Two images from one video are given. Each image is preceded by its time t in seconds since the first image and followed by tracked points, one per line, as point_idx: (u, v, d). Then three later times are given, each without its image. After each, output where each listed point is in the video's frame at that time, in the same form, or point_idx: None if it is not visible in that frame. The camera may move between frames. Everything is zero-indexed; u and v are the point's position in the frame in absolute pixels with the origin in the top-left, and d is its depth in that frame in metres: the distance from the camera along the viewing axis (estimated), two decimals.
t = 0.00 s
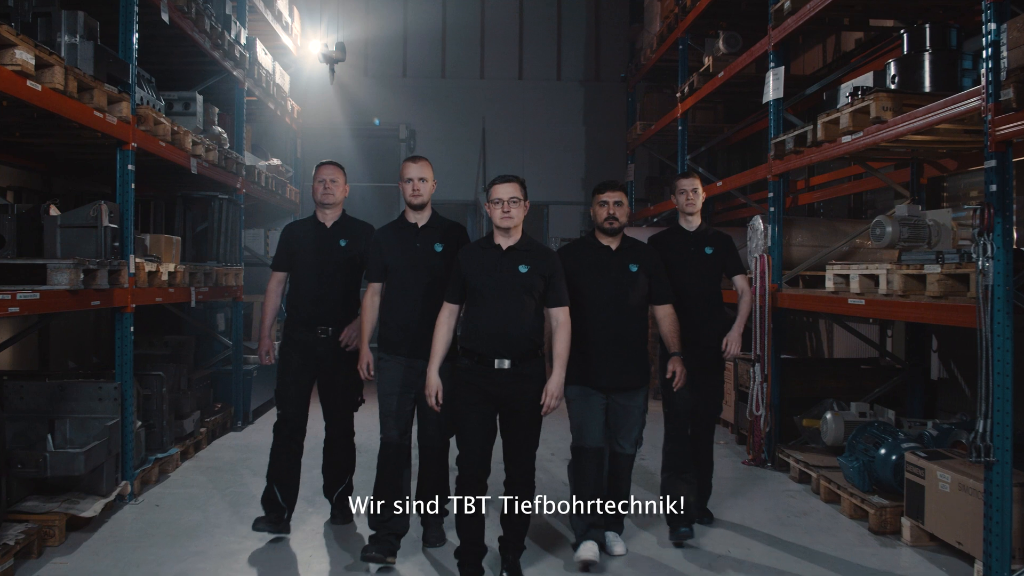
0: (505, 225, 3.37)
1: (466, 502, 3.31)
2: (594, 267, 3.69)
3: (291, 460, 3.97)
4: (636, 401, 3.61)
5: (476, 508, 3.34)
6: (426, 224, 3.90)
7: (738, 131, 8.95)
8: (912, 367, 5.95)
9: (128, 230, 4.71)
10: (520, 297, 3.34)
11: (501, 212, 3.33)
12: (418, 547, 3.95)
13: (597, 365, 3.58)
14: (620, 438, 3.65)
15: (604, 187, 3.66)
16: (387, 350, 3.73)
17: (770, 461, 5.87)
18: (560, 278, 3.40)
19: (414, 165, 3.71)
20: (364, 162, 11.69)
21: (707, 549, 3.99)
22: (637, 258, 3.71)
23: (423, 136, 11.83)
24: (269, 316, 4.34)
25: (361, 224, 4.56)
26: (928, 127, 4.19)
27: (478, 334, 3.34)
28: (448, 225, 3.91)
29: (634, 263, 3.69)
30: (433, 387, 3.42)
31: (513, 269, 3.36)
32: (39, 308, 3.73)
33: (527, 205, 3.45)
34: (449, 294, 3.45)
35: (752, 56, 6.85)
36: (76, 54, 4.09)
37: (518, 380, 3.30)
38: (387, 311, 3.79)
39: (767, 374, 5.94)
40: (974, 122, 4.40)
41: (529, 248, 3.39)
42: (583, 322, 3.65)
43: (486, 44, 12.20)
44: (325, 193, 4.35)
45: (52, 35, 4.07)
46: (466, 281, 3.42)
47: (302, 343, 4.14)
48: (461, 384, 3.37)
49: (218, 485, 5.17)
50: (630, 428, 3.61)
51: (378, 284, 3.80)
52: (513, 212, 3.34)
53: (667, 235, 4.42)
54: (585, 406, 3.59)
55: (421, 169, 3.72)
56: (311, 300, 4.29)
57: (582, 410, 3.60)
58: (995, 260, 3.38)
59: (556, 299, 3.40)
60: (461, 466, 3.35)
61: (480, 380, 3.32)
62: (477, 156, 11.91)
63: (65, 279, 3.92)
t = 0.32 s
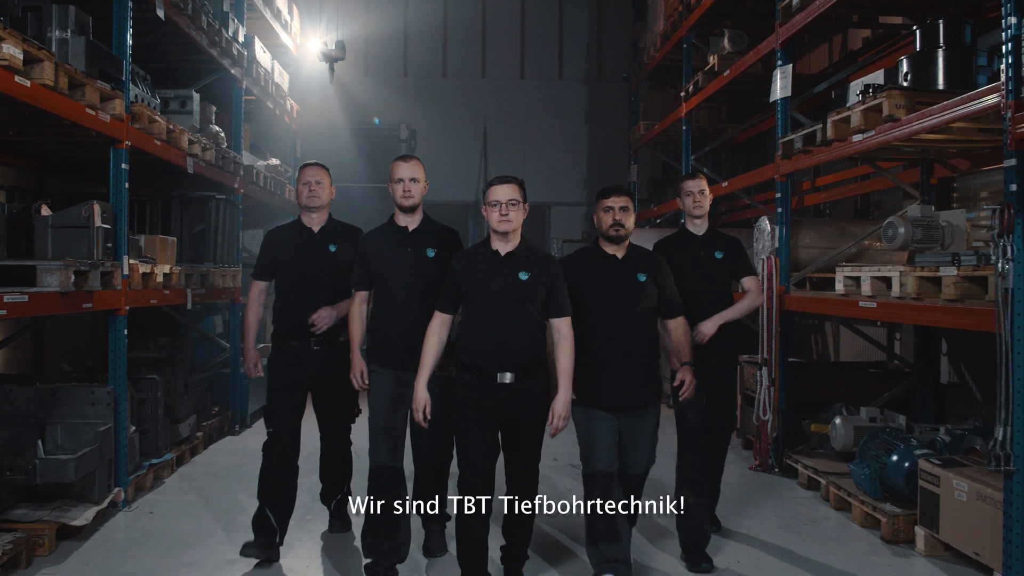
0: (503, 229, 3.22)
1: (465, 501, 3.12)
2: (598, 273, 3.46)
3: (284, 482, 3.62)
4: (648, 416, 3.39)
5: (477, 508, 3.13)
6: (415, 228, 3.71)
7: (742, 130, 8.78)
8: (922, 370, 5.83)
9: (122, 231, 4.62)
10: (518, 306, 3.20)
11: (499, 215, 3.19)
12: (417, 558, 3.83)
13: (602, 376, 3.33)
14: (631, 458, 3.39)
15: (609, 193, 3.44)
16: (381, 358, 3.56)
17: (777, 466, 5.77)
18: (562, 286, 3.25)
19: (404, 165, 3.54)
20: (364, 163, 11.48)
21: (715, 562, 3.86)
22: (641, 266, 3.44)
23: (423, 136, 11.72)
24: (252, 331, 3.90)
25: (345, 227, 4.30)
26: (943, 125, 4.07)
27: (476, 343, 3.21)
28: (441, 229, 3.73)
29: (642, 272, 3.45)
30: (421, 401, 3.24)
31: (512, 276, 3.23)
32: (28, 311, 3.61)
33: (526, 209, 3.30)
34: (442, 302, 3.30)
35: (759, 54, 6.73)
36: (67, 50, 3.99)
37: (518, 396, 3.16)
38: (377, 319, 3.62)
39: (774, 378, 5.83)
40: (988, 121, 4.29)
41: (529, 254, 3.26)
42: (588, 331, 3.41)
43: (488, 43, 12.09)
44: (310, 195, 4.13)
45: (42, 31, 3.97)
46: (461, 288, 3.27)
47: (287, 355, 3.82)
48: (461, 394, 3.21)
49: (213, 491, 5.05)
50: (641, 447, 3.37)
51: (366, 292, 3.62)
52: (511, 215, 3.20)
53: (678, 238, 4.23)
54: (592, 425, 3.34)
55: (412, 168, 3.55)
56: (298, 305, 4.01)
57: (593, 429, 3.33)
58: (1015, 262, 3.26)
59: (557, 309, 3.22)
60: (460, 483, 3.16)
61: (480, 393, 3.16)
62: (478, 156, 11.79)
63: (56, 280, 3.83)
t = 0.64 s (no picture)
0: (497, 225, 3.02)
1: (465, 501, 2.95)
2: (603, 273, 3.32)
3: (273, 497, 3.42)
4: (658, 422, 3.23)
5: (478, 508, 2.97)
6: (406, 220, 3.55)
7: (747, 129, 8.64)
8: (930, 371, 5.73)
9: (115, 230, 4.52)
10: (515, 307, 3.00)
11: (493, 210, 3.00)
12: (416, 567, 3.73)
13: (608, 380, 3.23)
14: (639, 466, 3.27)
15: (611, 188, 3.33)
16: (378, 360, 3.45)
17: (783, 470, 5.65)
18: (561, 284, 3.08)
19: (395, 153, 3.38)
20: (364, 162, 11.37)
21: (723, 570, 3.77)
22: (644, 267, 3.34)
23: (424, 135, 11.63)
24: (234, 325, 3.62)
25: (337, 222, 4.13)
26: (955, 121, 3.97)
27: (472, 345, 3.01)
28: (431, 221, 3.59)
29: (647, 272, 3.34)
30: (404, 406, 3.02)
31: (507, 274, 3.03)
32: (18, 313, 3.51)
33: (522, 202, 3.10)
34: (430, 301, 3.09)
35: (764, 51, 6.63)
36: (57, 44, 3.89)
37: (516, 403, 2.98)
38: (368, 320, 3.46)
39: (781, 380, 5.72)
40: (1002, 117, 4.19)
41: (525, 251, 3.09)
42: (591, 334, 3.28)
43: (489, 42, 12.00)
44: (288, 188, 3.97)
45: (32, 24, 3.85)
46: (451, 288, 3.07)
47: (277, 359, 3.67)
48: (456, 402, 3.03)
49: (208, 496, 4.94)
50: (651, 458, 3.21)
51: (348, 286, 3.41)
52: (506, 209, 3.00)
53: (684, 230, 4.04)
54: (596, 431, 3.22)
55: (402, 156, 3.40)
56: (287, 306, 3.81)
57: (596, 435, 3.22)
58: None
59: (557, 311, 3.07)
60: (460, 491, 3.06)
61: (475, 401, 2.98)
62: (479, 155, 11.68)
63: (45, 281, 3.73)
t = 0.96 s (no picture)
0: (495, 217, 2.89)
1: (464, 501, 2.83)
2: (609, 270, 3.18)
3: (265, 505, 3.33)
4: (666, 427, 3.01)
5: (478, 508, 2.85)
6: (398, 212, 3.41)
7: (750, 127, 8.55)
8: (937, 374, 5.63)
9: (107, 230, 4.42)
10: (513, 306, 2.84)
11: (490, 200, 2.86)
12: None
13: (614, 386, 3.05)
14: (641, 475, 3.09)
15: (617, 178, 3.13)
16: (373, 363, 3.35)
17: (788, 474, 5.57)
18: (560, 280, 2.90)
19: (388, 143, 3.24)
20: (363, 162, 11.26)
21: None
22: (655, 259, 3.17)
23: (423, 134, 11.53)
24: (232, 302, 3.47)
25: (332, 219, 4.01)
26: (967, 118, 3.87)
27: (462, 347, 2.83)
28: (424, 214, 3.43)
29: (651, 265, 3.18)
30: (387, 383, 2.83)
31: (504, 270, 2.89)
32: (5, 316, 3.41)
33: (519, 194, 2.96)
34: (414, 291, 2.91)
35: (769, 48, 6.53)
36: (47, 40, 3.80)
37: (515, 408, 2.82)
38: (359, 321, 3.30)
39: (786, 383, 5.62)
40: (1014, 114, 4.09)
41: (522, 246, 2.92)
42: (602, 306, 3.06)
43: (489, 41, 11.91)
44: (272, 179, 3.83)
45: (21, 18, 3.80)
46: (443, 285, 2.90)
47: (268, 361, 3.53)
48: (447, 406, 2.87)
49: (202, 501, 4.85)
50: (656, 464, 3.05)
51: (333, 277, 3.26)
52: (502, 200, 2.87)
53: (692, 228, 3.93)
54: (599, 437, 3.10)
55: (395, 146, 3.25)
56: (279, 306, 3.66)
57: (598, 445, 3.05)
58: None
59: (560, 308, 2.90)
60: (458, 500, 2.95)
61: (466, 407, 2.83)
62: (479, 155, 11.59)
63: (34, 282, 3.63)
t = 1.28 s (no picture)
0: (495, 214, 2.80)
1: (464, 501, 2.74)
2: (616, 270, 3.08)
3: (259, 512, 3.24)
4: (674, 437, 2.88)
5: (478, 509, 2.76)
6: (395, 209, 3.32)
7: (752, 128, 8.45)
8: (945, 376, 5.54)
9: (100, 231, 4.33)
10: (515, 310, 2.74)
11: (490, 196, 2.78)
12: None
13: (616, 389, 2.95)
14: (645, 481, 3.00)
15: (622, 175, 3.06)
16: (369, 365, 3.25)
17: (794, 478, 5.48)
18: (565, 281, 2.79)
19: (386, 137, 3.17)
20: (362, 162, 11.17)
21: None
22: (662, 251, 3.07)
23: (422, 134, 11.44)
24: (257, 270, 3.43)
25: (330, 218, 3.91)
26: (980, 116, 3.78)
27: (459, 351, 2.72)
28: (423, 212, 3.34)
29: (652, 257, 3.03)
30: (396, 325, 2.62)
31: (503, 269, 2.79)
32: None
33: (520, 188, 2.87)
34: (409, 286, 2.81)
35: (773, 45, 6.42)
36: (37, 35, 3.72)
37: (516, 415, 2.73)
38: (354, 322, 3.20)
39: (791, 385, 5.53)
40: None
41: (522, 243, 2.83)
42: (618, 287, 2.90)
43: (489, 40, 11.82)
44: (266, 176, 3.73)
45: (10, 13, 3.68)
46: (442, 283, 2.81)
47: (262, 363, 3.44)
48: (445, 414, 2.78)
49: (198, 506, 4.76)
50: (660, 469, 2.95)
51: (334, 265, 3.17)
52: (502, 194, 2.78)
53: (697, 227, 3.83)
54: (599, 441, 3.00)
55: (392, 140, 3.18)
56: (273, 307, 3.55)
57: (603, 453, 2.93)
58: None
59: (566, 303, 2.79)
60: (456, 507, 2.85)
61: (464, 414, 2.73)
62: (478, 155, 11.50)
63: (23, 283, 3.54)
